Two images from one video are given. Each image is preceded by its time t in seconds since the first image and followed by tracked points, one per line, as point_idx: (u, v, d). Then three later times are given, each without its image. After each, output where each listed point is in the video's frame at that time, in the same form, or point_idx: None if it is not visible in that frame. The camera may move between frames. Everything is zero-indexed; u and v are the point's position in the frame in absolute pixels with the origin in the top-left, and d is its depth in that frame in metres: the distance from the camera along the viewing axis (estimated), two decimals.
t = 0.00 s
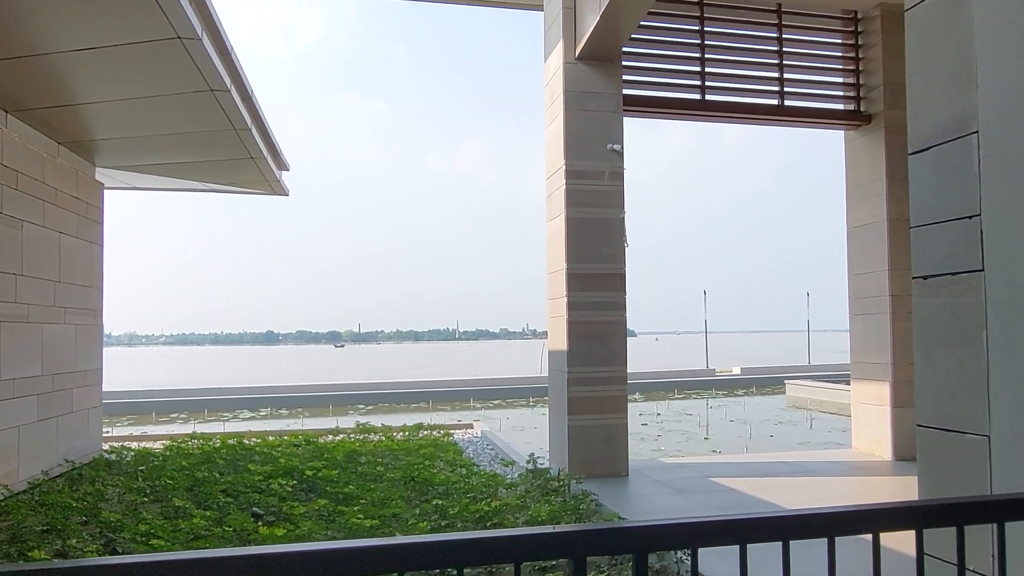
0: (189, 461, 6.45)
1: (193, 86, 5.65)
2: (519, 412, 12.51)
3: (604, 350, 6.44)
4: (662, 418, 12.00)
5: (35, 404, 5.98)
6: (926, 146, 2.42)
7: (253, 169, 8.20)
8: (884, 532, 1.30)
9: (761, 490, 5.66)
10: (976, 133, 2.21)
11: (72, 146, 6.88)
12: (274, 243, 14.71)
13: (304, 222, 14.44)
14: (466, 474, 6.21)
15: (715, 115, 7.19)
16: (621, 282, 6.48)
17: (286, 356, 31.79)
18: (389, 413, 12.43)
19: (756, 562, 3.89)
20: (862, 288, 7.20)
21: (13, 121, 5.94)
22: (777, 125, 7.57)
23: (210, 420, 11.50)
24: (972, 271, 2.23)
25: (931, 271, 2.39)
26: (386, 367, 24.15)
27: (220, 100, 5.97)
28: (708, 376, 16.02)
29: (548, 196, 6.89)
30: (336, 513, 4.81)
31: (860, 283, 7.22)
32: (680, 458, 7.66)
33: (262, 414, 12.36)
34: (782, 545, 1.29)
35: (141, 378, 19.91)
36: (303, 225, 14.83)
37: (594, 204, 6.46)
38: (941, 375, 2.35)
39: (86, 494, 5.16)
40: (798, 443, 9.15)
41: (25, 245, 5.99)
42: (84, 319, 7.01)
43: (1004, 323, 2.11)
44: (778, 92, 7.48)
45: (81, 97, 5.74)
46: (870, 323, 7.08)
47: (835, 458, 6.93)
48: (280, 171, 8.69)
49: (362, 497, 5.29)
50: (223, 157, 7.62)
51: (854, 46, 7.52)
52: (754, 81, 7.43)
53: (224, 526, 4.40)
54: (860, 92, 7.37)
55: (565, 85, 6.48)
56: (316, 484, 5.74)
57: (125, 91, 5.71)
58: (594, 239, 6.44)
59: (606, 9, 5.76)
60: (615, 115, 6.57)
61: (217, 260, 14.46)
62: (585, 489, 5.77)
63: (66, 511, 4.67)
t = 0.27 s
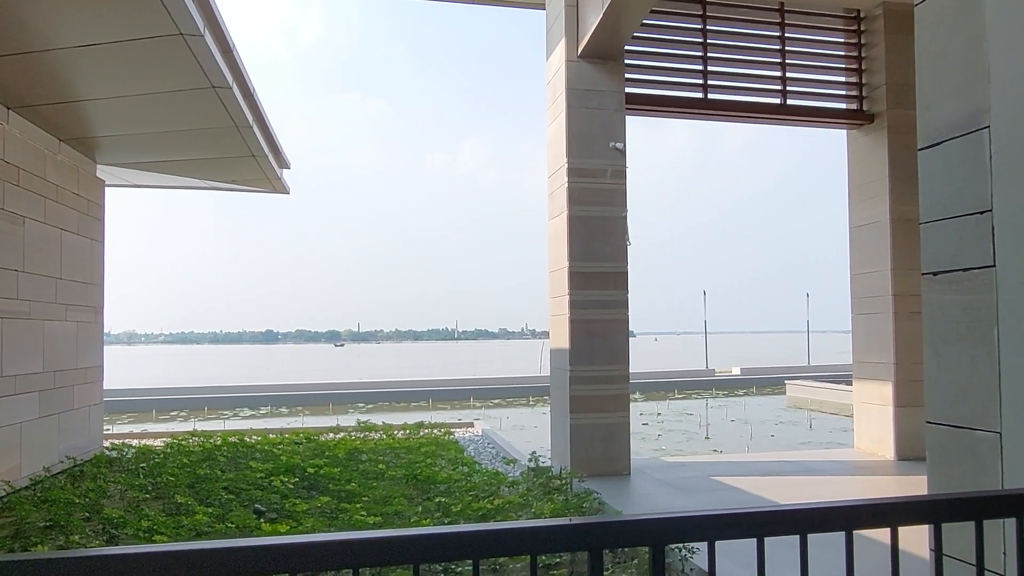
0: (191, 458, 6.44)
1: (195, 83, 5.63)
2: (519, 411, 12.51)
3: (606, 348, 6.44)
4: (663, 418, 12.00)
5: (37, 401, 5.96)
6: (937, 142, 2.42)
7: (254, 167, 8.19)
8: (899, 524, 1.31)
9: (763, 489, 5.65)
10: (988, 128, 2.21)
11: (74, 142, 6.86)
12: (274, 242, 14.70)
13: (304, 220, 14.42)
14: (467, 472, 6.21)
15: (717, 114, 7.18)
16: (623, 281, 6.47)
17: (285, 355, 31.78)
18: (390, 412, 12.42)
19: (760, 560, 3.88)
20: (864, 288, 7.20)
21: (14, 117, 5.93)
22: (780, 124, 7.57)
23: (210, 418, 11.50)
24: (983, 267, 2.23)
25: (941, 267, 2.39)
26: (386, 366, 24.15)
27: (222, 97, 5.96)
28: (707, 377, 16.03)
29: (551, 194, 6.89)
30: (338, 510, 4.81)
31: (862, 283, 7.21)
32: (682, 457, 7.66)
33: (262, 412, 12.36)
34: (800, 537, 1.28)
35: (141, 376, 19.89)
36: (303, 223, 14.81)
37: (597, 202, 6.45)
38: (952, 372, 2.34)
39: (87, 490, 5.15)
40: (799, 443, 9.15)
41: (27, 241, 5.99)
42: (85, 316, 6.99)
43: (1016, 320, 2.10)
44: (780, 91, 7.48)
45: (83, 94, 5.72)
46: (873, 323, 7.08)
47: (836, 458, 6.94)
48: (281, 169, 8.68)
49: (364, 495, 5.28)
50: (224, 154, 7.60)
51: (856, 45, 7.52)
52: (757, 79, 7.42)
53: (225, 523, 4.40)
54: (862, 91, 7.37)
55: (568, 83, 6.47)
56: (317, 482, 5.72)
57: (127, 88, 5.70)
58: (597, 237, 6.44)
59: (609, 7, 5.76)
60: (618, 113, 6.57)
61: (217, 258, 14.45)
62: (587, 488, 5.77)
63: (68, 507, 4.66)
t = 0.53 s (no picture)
0: (181, 458, 6.37)
1: (186, 79, 5.57)
2: (510, 411, 12.49)
3: (600, 347, 6.44)
4: (654, 418, 12.03)
5: (26, 399, 5.87)
6: (937, 139, 2.43)
7: (244, 165, 8.12)
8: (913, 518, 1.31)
9: (756, 488, 5.68)
10: (990, 125, 2.22)
11: (63, 139, 6.77)
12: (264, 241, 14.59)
13: (294, 219, 14.32)
14: (461, 471, 6.19)
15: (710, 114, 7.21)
16: (617, 280, 6.47)
17: (273, 355, 31.56)
18: (380, 412, 12.36)
19: (756, 558, 3.89)
20: (855, 288, 7.25)
21: (4, 114, 5.85)
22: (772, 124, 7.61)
23: (199, 418, 11.40)
24: (985, 263, 2.24)
25: (942, 265, 2.40)
26: (376, 366, 24.06)
27: (213, 94, 5.90)
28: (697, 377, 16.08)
29: (544, 193, 6.88)
30: (333, 509, 4.77)
31: (854, 283, 7.27)
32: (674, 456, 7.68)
33: (251, 412, 12.25)
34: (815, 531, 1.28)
35: (127, 376, 19.67)
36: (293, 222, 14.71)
37: (591, 201, 6.45)
38: (953, 369, 2.36)
39: (77, 490, 5.08)
40: (790, 442, 9.20)
41: (18, 239, 5.91)
42: (74, 314, 6.90)
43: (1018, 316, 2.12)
44: (772, 91, 7.52)
45: (71, 90, 5.64)
46: (863, 323, 7.13)
47: (828, 457, 6.98)
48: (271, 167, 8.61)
49: (358, 494, 5.24)
50: (215, 152, 7.53)
51: (847, 46, 7.57)
52: (749, 80, 7.46)
53: (219, 522, 4.35)
54: (853, 92, 7.43)
55: (561, 81, 6.47)
56: (310, 481, 5.68)
57: (116, 84, 5.62)
58: (591, 236, 6.44)
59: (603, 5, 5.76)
60: (611, 112, 6.57)
61: (206, 257, 14.31)
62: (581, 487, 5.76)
63: (58, 507, 4.59)
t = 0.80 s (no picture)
0: (164, 458, 6.27)
1: (170, 74, 5.48)
2: (496, 411, 12.46)
3: (588, 346, 6.45)
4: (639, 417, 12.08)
5: (6, 398, 5.74)
6: (931, 136, 2.46)
7: (229, 162, 8.02)
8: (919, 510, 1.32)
9: (744, 485, 5.72)
10: (984, 123, 2.25)
11: (44, 135, 6.64)
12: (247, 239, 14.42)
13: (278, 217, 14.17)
14: (449, 470, 6.16)
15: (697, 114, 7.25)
16: (605, 279, 6.48)
17: (255, 354, 31.23)
18: (365, 411, 12.27)
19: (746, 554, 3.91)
20: (840, 287, 7.33)
21: None
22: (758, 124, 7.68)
23: (181, 418, 11.24)
24: (979, 260, 2.27)
25: (936, 262, 2.43)
26: (361, 365, 23.93)
27: (198, 89, 5.81)
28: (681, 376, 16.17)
29: (532, 191, 6.87)
30: (322, 509, 4.73)
31: (838, 282, 7.35)
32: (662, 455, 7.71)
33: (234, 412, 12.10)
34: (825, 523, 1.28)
35: (105, 376, 19.33)
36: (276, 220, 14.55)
37: (579, 199, 6.46)
38: (947, 365, 2.38)
39: (58, 490, 4.98)
40: (774, 440, 9.29)
41: None
42: (55, 313, 6.77)
43: (1011, 311, 2.15)
44: (758, 91, 7.58)
45: (52, 83, 5.53)
46: (848, 322, 7.21)
47: (812, 455, 7.05)
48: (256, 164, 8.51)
49: (346, 493, 5.20)
50: (199, 148, 7.42)
51: (831, 47, 7.65)
52: (736, 80, 7.52)
53: (206, 523, 4.29)
54: (838, 93, 7.51)
55: (550, 79, 6.47)
56: (297, 481, 5.62)
57: (98, 78, 5.52)
58: (580, 234, 6.44)
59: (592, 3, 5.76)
60: (598, 111, 6.58)
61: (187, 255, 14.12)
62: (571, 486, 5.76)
63: (40, 507, 4.50)
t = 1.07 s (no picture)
0: (151, 459, 6.20)
1: (158, 70, 5.41)
2: (485, 411, 12.44)
3: (579, 344, 6.45)
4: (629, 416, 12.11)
5: None
6: (925, 134, 2.48)
7: (217, 160, 7.95)
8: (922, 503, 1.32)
9: (734, 483, 5.74)
10: (978, 120, 2.27)
11: (29, 132, 6.53)
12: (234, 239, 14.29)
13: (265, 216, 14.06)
14: (440, 470, 6.13)
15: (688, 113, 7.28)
16: (596, 277, 6.49)
17: (241, 355, 30.97)
18: (354, 411, 12.20)
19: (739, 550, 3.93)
20: (828, 286, 7.39)
21: None
22: (747, 124, 7.72)
23: (167, 418, 11.12)
24: (971, 256, 2.30)
25: (929, 259, 2.46)
26: (349, 366, 23.82)
27: (186, 85, 5.74)
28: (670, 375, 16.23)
29: (523, 189, 6.86)
30: (313, 508, 4.69)
31: (827, 281, 7.41)
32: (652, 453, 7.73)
33: (220, 412, 11.98)
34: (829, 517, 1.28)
35: (89, 376, 19.09)
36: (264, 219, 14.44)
37: (570, 197, 6.46)
38: (939, 361, 2.41)
39: (43, 492, 4.91)
40: (762, 438, 9.35)
41: None
42: (39, 312, 6.67)
43: (1002, 308, 2.17)
44: (748, 91, 7.63)
45: (37, 80, 5.44)
46: (836, 320, 7.27)
47: (801, 452, 7.10)
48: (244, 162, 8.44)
49: (337, 493, 5.16)
50: (186, 146, 7.34)
51: (820, 47, 7.71)
52: (725, 80, 7.55)
53: (195, 523, 4.24)
54: (826, 92, 7.57)
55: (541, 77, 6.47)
56: (287, 481, 5.57)
57: (84, 74, 5.44)
58: (571, 232, 6.45)
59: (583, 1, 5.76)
60: (590, 109, 6.58)
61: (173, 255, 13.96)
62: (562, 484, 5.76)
63: (26, 509, 4.43)
